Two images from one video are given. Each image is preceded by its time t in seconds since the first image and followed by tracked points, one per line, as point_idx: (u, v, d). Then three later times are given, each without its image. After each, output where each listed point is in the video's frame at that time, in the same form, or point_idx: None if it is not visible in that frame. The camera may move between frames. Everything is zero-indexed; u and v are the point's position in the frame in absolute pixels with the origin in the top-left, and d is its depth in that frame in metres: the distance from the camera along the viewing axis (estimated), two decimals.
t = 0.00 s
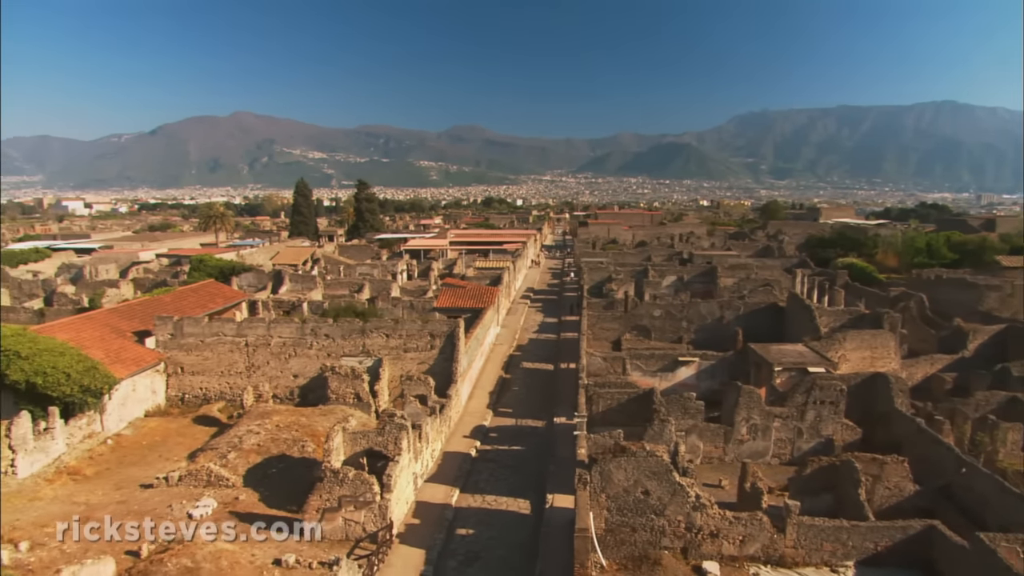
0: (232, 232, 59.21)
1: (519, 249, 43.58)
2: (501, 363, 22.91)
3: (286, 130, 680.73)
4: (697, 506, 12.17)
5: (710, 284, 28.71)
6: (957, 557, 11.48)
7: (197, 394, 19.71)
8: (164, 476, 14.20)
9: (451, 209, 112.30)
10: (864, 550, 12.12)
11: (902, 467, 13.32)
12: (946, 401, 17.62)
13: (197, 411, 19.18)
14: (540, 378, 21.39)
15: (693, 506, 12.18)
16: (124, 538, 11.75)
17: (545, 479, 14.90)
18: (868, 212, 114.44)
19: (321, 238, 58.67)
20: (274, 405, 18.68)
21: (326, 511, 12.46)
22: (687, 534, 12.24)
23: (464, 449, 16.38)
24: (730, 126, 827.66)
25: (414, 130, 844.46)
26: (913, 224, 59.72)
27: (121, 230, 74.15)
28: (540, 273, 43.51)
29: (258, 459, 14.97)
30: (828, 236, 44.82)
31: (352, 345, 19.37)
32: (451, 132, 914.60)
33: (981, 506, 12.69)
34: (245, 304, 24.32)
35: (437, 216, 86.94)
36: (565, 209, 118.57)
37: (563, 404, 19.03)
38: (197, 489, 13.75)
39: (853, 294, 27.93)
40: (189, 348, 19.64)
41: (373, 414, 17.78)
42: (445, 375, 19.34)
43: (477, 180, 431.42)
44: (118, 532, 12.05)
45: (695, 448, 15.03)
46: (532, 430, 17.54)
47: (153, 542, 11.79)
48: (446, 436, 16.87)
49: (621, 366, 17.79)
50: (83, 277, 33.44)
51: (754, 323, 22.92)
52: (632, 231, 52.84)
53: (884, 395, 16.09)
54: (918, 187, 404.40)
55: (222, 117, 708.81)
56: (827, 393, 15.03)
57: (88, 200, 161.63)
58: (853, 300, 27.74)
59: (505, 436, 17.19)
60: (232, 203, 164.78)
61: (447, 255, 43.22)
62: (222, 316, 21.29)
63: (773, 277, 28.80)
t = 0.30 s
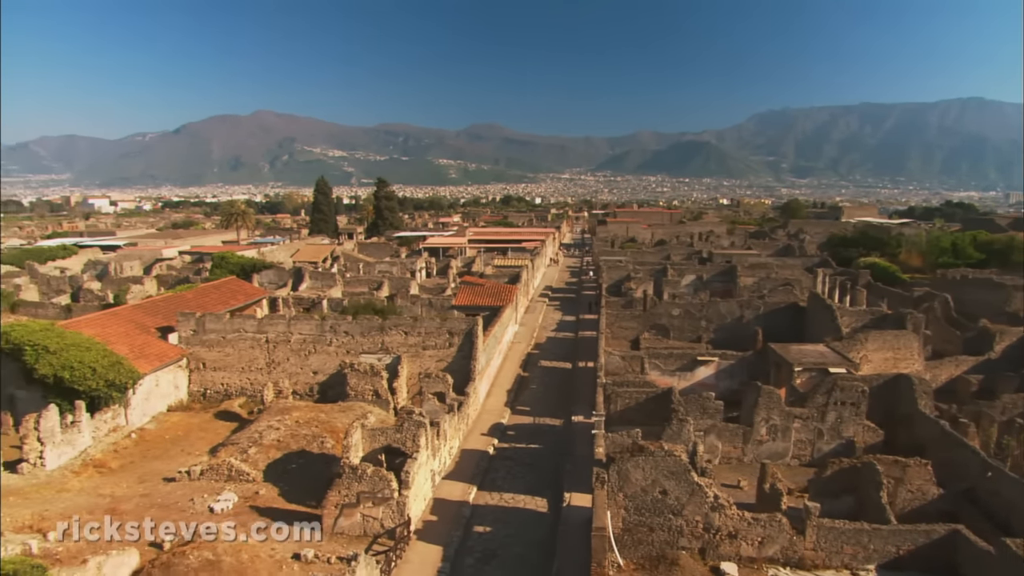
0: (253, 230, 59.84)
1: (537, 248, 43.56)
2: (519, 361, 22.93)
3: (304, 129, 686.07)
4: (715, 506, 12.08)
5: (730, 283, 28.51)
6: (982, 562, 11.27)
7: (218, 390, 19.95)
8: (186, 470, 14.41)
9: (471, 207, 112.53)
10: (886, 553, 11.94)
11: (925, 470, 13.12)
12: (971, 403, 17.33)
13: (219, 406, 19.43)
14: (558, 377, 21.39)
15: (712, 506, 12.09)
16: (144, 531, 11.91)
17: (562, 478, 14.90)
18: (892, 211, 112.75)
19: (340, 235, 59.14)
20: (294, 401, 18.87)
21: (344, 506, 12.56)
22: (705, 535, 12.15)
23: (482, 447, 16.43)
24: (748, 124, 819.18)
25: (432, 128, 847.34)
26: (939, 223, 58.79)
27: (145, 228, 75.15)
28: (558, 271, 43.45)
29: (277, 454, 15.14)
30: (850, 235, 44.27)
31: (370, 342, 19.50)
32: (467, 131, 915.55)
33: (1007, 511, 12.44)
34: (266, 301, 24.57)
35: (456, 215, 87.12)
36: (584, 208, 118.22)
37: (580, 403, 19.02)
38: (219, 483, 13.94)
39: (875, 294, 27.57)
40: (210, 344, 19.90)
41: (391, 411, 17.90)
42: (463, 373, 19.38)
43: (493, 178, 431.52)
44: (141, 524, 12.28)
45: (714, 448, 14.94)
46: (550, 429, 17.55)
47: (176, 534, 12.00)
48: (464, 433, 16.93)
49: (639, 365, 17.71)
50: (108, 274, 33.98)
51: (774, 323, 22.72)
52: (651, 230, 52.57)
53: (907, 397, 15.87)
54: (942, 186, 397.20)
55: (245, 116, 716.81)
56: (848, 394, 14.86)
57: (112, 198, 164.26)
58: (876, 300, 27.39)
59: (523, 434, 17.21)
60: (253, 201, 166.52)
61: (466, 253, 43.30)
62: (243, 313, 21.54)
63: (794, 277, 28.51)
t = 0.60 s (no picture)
0: (273, 228, 60.43)
1: (555, 246, 43.52)
2: (536, 359, 22.95)
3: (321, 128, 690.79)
4: (733, 507, 11.99)
5: (748, 283, 28.32)
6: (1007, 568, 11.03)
7: (238, 386, 20.17)
8: (207, 465, 14.60)
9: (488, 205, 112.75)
10: (907, 558, 11.73)
11: (948, 474, 12.92)
12: (996, 406, 17.05)
13: (238, 402, 19.65)
14: (575, 376, 21.37)
15: (729, 507, 12.00)
16: (165, 524, 12.09)
17: (578, 477, 14.88)
18: (914, 211, 111.05)
19: (359, 234, 59.48)
20: (313, 398, 19.04)
21: (361, 503, 12.63)
22: (722, 536, 12.06)
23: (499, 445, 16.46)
24: (766, 123, 810.85)
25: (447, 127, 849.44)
26: (964, 223, 57.81)
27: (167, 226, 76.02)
28: (575, 270, 43.38)
29: (296, 450, 15.28)
30: (871, 234, 43.75)
31: (388, 340, 19.61)
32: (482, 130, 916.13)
33: None
34: (285, 298, 24.81)
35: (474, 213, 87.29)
36: (603, 206, 118.08)
37: (597, 402, 18.97)
38: (238, 479, 14.12)
39: (897, 294, 27.23)
40: (231, 340, 20.13)
41: (409, 409, 18.02)
42: (480, 371, 19.44)
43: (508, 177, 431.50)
44: (164, 518, 12.48)
45: (732, 449, 14.85)
46: (567, 428, 17.55)
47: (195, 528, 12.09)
48: (481, 431, 16.98)
49: (657, 364, 17.65)
50: (131, 271, 34.51)
51: (793, 323, 22.50)
52: (670, 229, 52.30)
53: (930, 399, 15.68)
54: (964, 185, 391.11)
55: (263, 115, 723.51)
56: (869, 395, 14.69)
57: (134, 197, 166.73)
58: (898, 300, 27.05)
59: (539, 433, 17.22)
60: (271, 199, 168.25)
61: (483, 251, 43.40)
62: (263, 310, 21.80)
63: (814, 276, 28.25)
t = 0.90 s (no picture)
0: (292, 226, 61.00)
1: (571, 245, 43.49)
2: (552, 358, 22.94)
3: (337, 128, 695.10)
4: (750, 509, 11.91)
5: (767, 283, 28.10)
6: None
7: (257, 383, 20.38)
8: (226, 460, 14.78)
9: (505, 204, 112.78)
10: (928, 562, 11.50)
11: (970, 478, 12.73)
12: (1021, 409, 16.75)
13: (257, 398, 19.84)
14: (591, 375, 21.33)
15: (746, 508, 11.92)
16: (164, 525, 11.85)
17: (594, 477, 14.86)
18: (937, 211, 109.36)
19: (376, 232, 59.81)
20: (330, 395, 19.19)
21: (378, 500, 12.70)
22: (739, 537, 11.98)
23: (514, 443, 16.48)
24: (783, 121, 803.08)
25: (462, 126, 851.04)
26: (989, 223, 56.78)
27: (188, 224, 77.02)
28: (592, 269, 43.30)
29: (314, 447, 15.41)
30: (892, 234, 43.20)
31: (405, 338, 19.72)
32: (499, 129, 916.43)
33: None
34: (304, 296, 25.02)
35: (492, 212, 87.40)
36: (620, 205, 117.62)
37: (614, 401, 18.92)
38: (257, 475, 14.27)
39: (919, 294, 26.86)
40: (250, 337, 20.34)
41: (425, 406, 18.10)
42: (496, 370, 19.47)
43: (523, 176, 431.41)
44: (184, 512, 12.66)
45: (749, 450, 14.75)
46: (583, 427, 17.53)
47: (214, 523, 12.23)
48: (497, 430, 17.01)
49: (674, 364, 17.57)
50: (153, 268, 35.00)
51: (812, 323, 22.29)
52: (687, 228, 52.01)
53: (952, 402, 15.45)
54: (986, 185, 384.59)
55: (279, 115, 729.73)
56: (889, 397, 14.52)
57: (154, 195, 168.89)
58: (919, 301, 26.68)
59: (555, 432, 17.22)
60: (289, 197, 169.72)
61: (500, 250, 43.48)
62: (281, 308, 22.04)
63: (833, 276, 27.96)
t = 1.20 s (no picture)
0: (310, 224, 61.48)
1: (588, 244, 43.39)
2: (568, 357, 22.92)
3: (353, 127, 698.90)
4: (767, 510, 11.82)
5: (785, 282, 27.84)
6: None
7: (275, 379, 20.58)
8: (245, 456, 14.95)
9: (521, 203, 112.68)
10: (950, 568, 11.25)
11: (993, 482, 12.54)
12: None
13: (275, 395, 20.03)
14: (608, 374, 21.28)
15: (764, 510, 11.84)
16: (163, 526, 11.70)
17: (610, 476, 14.83)
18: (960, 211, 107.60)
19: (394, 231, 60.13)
20: (347, 392, 19.33)
21: (394, 497, 12.77)
22: (756, 539, 11.89)
23: (530, 442, 16.49)
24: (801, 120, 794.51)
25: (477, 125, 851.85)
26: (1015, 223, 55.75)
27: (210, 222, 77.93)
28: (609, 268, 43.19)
29: (331, 444, 15.54)
30: (914, 234, 42.59)
31: (422, 336, 19.82)
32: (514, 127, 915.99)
33: None
34: (322, 294, 25.22)
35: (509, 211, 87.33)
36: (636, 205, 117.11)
37: (630, 401, 18.86)
38: (276, 471, 14.41)
39: (941, 294, 26.47)
40: (268, 335, 20.54)
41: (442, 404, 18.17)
42: (512, 368, 19.51)
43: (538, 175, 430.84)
44: (204, 506, 12.83)
45: (767, 451, 14.64)
46: (599, 426, 17.50)
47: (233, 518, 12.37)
48: (513, 428, 17.03)
49: (691, 364, 17.49)
50: (175, 265, 35.46)
51: (831, 323, 22.06)
52: (705, 227, 51.66)
53: (974, 404, 15.24)
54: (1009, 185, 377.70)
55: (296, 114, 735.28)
56: (910, 399, 14.34)
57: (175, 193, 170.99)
58: (942, 301, 26.28)
59: (571, 431, 17.20)
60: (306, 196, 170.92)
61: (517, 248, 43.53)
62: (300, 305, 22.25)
63: (853, 276, 27.64)
